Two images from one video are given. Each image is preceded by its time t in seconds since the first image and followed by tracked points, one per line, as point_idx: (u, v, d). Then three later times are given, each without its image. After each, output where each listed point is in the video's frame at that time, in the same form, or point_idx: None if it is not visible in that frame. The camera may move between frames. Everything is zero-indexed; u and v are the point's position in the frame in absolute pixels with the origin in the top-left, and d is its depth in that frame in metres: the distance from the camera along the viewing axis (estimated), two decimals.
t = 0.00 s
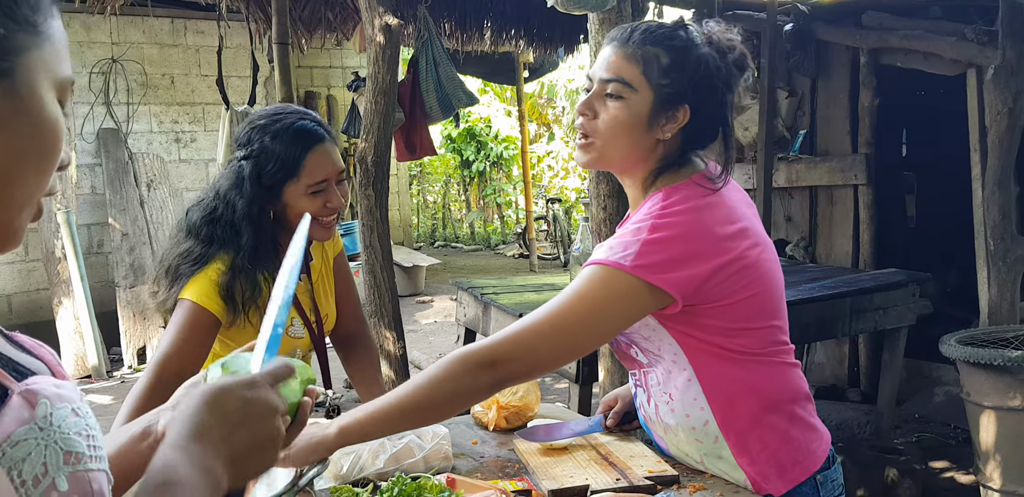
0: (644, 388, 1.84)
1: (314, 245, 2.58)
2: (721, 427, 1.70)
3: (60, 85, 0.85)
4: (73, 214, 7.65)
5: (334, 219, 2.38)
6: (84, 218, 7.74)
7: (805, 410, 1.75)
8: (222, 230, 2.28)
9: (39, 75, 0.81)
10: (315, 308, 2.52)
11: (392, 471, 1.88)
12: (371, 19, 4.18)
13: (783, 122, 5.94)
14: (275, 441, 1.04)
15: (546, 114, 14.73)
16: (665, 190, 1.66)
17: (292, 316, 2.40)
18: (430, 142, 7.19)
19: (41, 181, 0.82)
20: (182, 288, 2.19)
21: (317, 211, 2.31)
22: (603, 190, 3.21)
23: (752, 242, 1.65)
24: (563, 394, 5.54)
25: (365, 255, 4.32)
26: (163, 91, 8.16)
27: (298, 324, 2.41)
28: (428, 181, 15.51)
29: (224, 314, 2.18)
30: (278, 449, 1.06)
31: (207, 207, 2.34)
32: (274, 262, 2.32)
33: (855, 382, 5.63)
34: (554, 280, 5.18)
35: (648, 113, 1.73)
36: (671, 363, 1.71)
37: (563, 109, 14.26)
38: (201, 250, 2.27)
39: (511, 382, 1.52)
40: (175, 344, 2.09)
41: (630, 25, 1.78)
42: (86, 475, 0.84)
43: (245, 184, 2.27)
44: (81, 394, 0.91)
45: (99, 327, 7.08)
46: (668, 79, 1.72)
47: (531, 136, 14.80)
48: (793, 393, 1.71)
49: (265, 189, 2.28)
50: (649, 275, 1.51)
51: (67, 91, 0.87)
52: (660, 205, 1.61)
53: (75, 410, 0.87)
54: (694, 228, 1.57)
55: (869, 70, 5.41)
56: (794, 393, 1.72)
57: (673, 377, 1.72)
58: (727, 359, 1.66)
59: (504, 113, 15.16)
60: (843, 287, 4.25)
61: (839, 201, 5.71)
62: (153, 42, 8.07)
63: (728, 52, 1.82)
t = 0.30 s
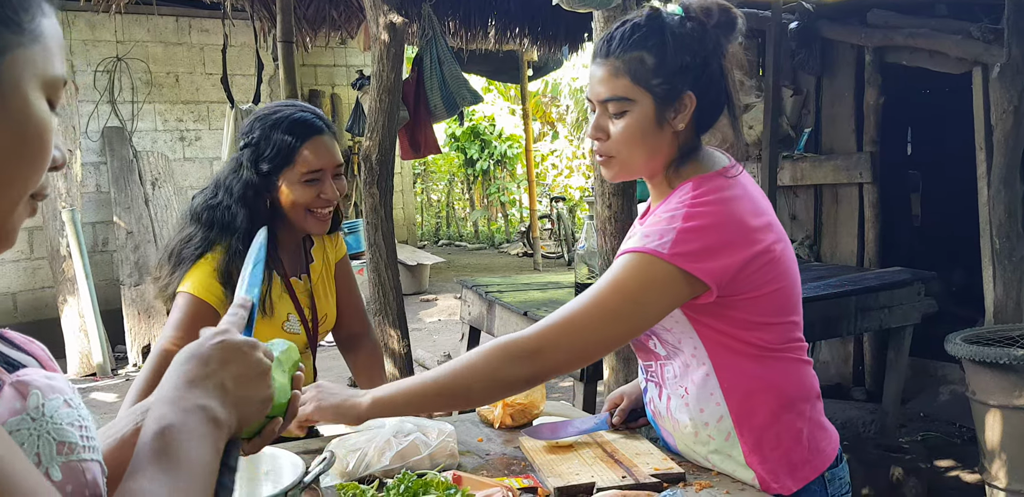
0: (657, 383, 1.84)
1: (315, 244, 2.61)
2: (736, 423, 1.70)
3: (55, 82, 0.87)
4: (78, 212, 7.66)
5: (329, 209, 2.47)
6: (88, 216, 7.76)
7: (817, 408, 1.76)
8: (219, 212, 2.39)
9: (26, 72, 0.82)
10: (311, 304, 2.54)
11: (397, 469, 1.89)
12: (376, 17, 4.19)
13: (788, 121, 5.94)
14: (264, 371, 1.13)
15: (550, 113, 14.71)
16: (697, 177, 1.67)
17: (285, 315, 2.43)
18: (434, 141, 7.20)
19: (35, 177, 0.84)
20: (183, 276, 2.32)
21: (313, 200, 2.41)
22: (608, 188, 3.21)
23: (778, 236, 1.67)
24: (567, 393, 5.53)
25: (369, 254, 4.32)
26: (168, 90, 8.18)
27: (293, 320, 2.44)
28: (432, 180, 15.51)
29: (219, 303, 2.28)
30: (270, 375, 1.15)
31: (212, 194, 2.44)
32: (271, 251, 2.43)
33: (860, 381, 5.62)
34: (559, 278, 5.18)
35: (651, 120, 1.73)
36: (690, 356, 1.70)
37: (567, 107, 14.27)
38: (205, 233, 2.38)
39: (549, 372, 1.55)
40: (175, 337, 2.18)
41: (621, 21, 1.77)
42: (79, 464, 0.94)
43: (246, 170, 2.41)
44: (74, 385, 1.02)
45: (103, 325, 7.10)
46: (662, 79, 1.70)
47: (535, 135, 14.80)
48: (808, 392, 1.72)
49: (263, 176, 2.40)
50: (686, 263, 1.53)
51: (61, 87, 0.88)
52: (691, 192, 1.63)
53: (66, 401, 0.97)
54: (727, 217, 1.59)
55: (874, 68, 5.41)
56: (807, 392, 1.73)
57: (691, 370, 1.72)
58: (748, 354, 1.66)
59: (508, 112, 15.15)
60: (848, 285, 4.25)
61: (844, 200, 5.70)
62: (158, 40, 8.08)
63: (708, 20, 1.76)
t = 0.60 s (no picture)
0: (663, 383, 1.85)
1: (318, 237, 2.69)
2: (743, 424, 1.70)
3: (54, 85, 0.88)
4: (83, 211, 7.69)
5: (328, 197, 2.52)
6: (93, 216, 7.78)
7: (824, 408, 1.77)
8: (220, 204, 2.42)
9: (24, 75, 0.83)
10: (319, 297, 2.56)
11: (402, 468, 1.89)
12: (381, 18, 4.20)
13: (793, 120, 5.93)
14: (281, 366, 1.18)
15: (554, 113, 14.70)
16: (699, 178, 1.67)
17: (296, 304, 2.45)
18: (439, 140, 7.21)
19: (33, 181, 0.84)
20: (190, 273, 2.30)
21: (309, 186, 2.45)
22: (612, 188, 3.21)
23: (783, 235, 1.68)
24: (571, 393, 5.54)
25: (374, 254, 4.32)
26: (173, 90, 8.20)
27: (303, 311, 2.46)
28: (436, 180, 15.52)
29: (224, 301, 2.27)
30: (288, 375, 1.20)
31: (213, 187, 2.47)
32: (272, 243, 2.44)
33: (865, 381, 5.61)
34: (563, 278, 5.18)
35: (656, 113, 1.73)
36: (696, 357, 1.71)
37: (571, 107, 14.27)
38: (209, 227, 2.40)
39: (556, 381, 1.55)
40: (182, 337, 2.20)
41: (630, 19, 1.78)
42: (79, 461, 0.94)
43: (240, 160, 2.46)
44: (73, 383, 1.02)
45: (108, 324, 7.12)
46: (671, 72, 1.71)
47: (539, 135, 14.81)
48: (814, 392, 1.73)
49: (258, 164, 2.45)
50: (690, 264, 1.53)
51: (60, 90, 0.89)
52: (694, 193, 1.62)
53: (65, 399, 0.97)
54: (730, 217, 1.59)
55: (879, 68, 5.40)
56: (814, 391, 1.73)
57: (698, 370, 1.72)
58: (754, 354, 1.67)
59: (512, 112, 15.16)
60: (853, 285, 4.24)
61: (849, 199, 5.69)
62: (163, 41, 8.10)
63: (725, 18, 1.76)
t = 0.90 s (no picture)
0: (661, 388, 1.86)
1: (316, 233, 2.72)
2: (742, 427, 1.70)
3: (67, 88, 0.88)
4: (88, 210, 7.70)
5: (326, 181, 2.53)
6: (98, 215, 7.80)
7: (825, 405, 1.76)
8: (217, 195, 2.43)
9: (36, 78, 0.83)
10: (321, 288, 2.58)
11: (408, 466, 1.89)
12: (385, 16, 4.20)
13: (798, 119, 5.92)
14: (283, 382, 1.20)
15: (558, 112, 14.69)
16: (684, 185, 1.66)
17: (299, 293, 2.48)
18: (443, 139, 7.21)
19: (42, 183, 0.84)
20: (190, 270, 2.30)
21: (305, 171, 2.46)
22: (617, 186, 3.21)
23: (772, 237, 1.67)
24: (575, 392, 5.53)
25: (378, 253, 4.33)
26: (178, 89, 8.23)
27: (307, 301, 2.50)
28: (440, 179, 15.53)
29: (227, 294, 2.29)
30: (291, 391, 1.21)
31: (210, 179, 2.48)
32: (274, 234, 2.45)
33: (870, 381, 5.60)
34: (568, 277, 5.17)
35: (633, 105, 1.75)
36: (692, 364, 1.72)
37: (575, 106, 14.26)
38: (208, 219, 2.41)
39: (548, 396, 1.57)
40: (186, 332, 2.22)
41: (637, 18, 1.82)
42: (87, 461, 0.96)
43: (233, 148, 2.46)
44: (82, 380, 1.03)
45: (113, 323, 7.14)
46: (652, 73, 1.73)
47: (543, 134, 14.81)
48: (813, 391, 1.72)
49: (252, 151, 2.46)
50: (674, 277, 1.53)
51: (73, 93, 0.89)
52: (678, 202, 1.62)
53: (74, 397, 0.98)
54: (715, 225, 1.58)
55: (884, 66, 5.38)
56: (814, 391, 1.73)
57: (693, 376, 1.73)
58: (749, 358, 1.67)
59: (516, 111, 15.16)
60: (858, 284, 4.23)
61: (854, 198, 5.68)
62: (168, 40, 8.12)
63: (731, 34, 1.72)
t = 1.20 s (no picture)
0: (668, 390, 1.86)
1: (315, 229, 2.76)
2: (750, 428, 1.70)
3: (76, 85, 0.89)
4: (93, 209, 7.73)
5: (310, 167, 2.53)
6: (103, 214, 7.83)
7: (831, 406, 1.76)
8: (200, 184, 2.48)
9: (44, 72, 0.83)
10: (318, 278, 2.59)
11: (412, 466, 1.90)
12: (389, 16, 4.20)
13: (802, 119, 5.91)
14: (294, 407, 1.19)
15: (562, 112, 14.68)
16: (701, 184, 1.65)
17: (293, 282, 2.47)
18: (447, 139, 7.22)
19: (48, 180, 0.85)
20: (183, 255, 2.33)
21: (284, 154, 2.46)
22: (622, 186, 3.21)
23: (786, 237, 1.67)
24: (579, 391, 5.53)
25: (382, 252, 4.33)
26: (182, 89, 8.26)
27: (301, 289, 2.48)
28: (444, 179, 15.53)
29: (222, 285, 2.30)
30: (300, 414, 1.21)
31: (196, 169, 2.55)
32: (259, 220, 2.44)
33: (875, 381, 5.59)
34: (572, 277, 5.17)
35: (638, 104, 1.76)
36: (700, 365, 1.72)
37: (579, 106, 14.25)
38: (194, 208, 2.45)
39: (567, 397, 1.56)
40: (183, 328, 2.22)
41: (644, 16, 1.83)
42: (95, 461, 0.97)
43: (218, 137, 2.51)
44: (92, 379, 1.04)
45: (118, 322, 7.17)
46: (654, 70, 1.74)
47: (547, 133, 14.80)
48: (821, 392, 1.72)
49: (235, 138, 2.49)
50: (695, 276, 1.53)
51: (81, 91, 0.89)
52: (696, 201, 1.61)
53: (83, 397, 0.99)
54: (735, 224, 1.58)
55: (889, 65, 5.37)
56: (821, 392, 1.73)
57: (702, 375, 1.73)
58: (759, 359, 1.66)
59: (520, 110, 15.16)
60: (863, 284, 4.22)
61: (858, 198, 5.67)
62: (172, 40, 8.14)
63: (733, 30, 1.71)
